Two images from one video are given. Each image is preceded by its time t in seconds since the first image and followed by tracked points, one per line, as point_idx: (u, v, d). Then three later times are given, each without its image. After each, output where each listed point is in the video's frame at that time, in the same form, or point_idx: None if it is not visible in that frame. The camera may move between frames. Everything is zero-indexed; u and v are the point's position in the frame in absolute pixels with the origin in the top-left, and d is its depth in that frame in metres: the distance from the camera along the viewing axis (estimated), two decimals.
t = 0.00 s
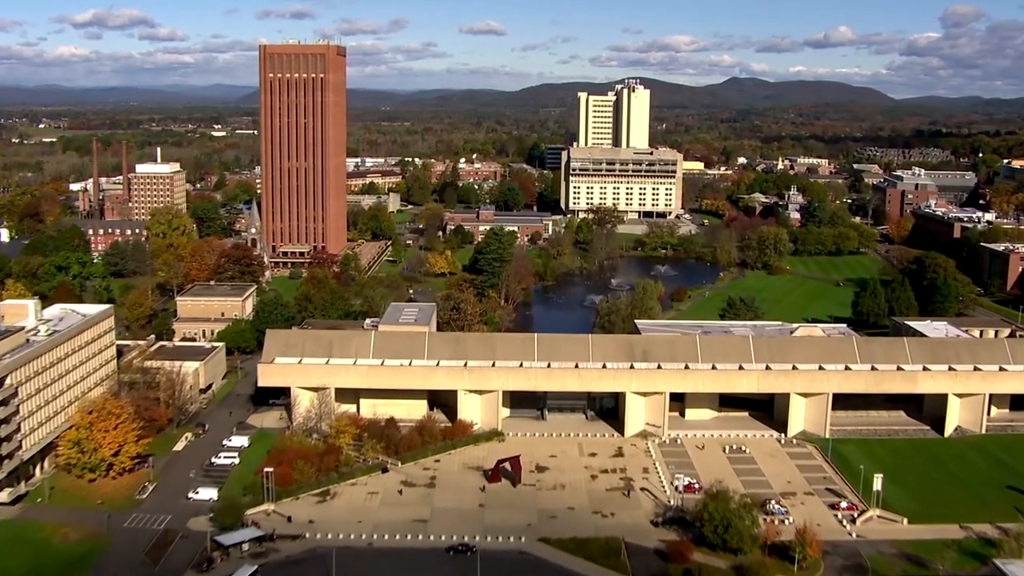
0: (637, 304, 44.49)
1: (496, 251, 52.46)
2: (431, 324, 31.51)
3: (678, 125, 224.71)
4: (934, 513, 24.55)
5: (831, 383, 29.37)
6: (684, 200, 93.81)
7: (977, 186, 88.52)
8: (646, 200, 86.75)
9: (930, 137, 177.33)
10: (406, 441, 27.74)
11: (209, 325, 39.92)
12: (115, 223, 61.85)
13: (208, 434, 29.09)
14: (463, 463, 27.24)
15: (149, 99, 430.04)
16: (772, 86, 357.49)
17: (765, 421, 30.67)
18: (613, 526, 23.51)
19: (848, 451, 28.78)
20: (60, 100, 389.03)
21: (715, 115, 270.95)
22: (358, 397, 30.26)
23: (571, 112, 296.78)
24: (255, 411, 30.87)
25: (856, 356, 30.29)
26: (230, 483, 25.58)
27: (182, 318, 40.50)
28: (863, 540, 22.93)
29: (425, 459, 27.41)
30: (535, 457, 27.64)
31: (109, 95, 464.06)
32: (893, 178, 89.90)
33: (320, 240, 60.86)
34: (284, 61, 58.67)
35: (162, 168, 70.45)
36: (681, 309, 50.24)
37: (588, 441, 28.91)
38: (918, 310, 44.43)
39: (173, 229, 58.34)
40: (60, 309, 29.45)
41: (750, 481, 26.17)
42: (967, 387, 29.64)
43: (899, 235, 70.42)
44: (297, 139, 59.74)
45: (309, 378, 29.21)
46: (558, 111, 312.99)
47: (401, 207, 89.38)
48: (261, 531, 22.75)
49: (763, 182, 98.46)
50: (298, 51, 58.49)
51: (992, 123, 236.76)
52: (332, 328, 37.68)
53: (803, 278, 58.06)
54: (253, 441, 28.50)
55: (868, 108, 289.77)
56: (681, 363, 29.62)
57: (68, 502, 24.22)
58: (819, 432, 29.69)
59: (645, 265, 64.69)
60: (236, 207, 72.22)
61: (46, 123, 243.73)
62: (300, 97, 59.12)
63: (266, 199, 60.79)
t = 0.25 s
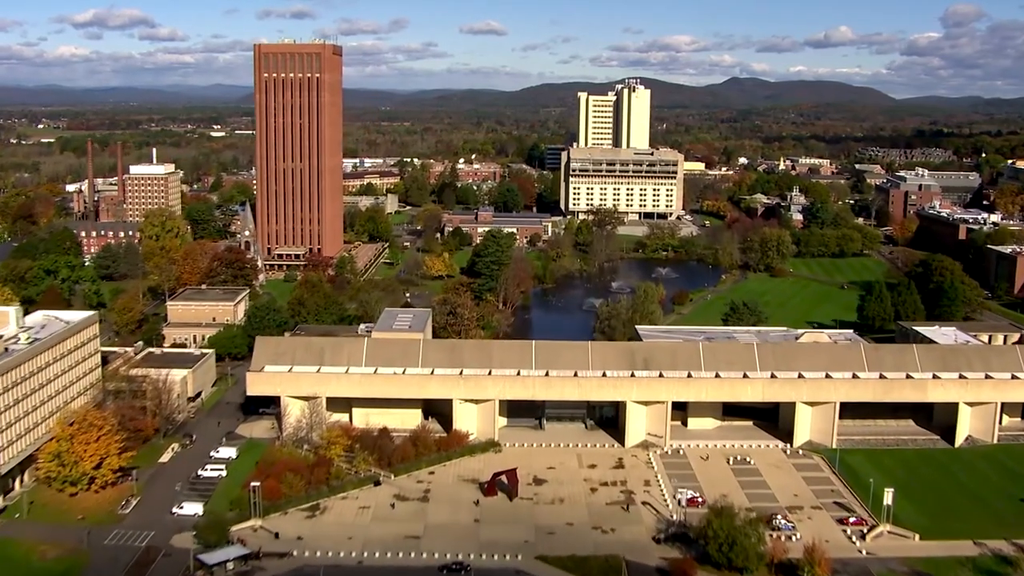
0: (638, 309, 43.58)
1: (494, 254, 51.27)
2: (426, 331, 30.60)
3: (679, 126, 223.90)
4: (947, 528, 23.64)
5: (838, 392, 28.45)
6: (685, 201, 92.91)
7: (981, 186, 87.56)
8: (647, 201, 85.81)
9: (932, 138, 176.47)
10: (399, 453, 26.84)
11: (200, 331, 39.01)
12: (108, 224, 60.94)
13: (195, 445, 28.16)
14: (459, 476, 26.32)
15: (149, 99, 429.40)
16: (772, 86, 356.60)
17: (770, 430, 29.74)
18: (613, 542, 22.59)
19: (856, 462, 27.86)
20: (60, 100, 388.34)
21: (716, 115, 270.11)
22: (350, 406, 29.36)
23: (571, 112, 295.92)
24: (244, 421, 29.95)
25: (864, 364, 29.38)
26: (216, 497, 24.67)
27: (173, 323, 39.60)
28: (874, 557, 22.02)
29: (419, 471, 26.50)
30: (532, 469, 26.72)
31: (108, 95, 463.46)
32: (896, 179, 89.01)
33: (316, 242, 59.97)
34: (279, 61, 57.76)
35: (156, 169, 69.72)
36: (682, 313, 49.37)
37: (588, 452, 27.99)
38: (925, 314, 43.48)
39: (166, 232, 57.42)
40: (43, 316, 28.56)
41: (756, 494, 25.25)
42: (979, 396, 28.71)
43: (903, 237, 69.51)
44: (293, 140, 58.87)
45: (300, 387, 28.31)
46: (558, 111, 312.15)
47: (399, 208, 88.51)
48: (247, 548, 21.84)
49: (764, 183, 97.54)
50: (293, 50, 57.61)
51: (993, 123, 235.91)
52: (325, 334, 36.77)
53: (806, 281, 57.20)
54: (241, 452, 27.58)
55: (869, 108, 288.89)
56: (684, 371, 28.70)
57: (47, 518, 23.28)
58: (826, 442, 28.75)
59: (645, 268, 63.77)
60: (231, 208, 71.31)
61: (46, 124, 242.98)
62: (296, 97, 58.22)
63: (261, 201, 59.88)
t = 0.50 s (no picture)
0: (639, 314, 42.55)
1: (492, 257, 49.70)
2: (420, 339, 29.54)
3: (679, 125, 222.90)
4: (963, 548, 22.58)
5: (847, 403, 27.39)
6: (687, 202, 91.87)
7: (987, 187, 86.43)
8: (647, 202, 84.75)
9: (934, 138, 175.42)
10: (391, 467, 25.79)
11: (189, 337, 37.97)
12: (100, 226, 59.93)
13: (179, 458, 27.12)
14: (452, 491, 25.27)
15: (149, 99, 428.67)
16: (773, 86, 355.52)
17: (775, 441, 28.67)
18: (613, 563, 21.55)
19: (866, 476, 26.80)
20: (59, 100, 387.69)
21: (717, 115, 269.11)
22: (341, 417, 28.32)
23: (572, 112, 294.95)
24: (231, 432, 28.91)
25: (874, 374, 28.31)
26: (199, 514, 23.65)
27: (161, 329, 38.57)
28: None
29: (411, 486, 25.47)
30: (530, 484, 25.69)
31: (108, 95, 462.77)
32: (900, 179, 87.96)
33: (311, 245, 58.95)
34: (274, 60, 56.71)
35: (150, 170, 68.64)
36: (684, 317, 48.31)
37: (587, 466, 26.94)
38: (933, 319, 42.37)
39: (158, 234, 56.38)
40: (22, 323, 27.61)
41: (762, 511, 24.22)
42: (993, 407, 27.61)
43: (908, 239, 68.42)
44: (287, 140, 57.82)
45: (289, 398, 27.28)
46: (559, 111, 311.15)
47: (397, 209, 87.49)
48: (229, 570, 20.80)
49: (767, 183, 96.47)
50: (288, 49, 56.55)
51: (995, 122, 234.81)
52: (317, 342, 35.73)
53: (811, 284, 56.17)
54: (227, 466, 26.54)
55: (870, 108, 287.75)
56: (687, 382, 27.63)
57: (21, 537, 22.23)
58: (834, 455, 27.68)
59: (646, 270, 62.72)
60: (226, 209, 70.32)
61: (44, 124, 242.32)
62: (290, 97, 57.19)
63: (255, 202, 58.84)
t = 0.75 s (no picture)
0: (640, 319, 41.59)
1: (490, 260, 48.14)
2: (414, 347, 28.63)
3: (680, 126, 222.01)
4: (977, 567, 21.66)
5: (854, 414, 26.46)
6: (688, 203, 90.95)
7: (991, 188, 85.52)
8: (647, 203, 83.89)
9: (936, 138, 174.52)
10: (383, 481, 24.91)
11: (179, 343, 37.07)
12: (93, 228, 59.06)
13: (164, 471, 26.22)
14: (446, 506, 24.37)
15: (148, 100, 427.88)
16: (774, 86, 354.65)
17: (781, 453, 27.75)
18: None
19: (875, 488, 25.87)
20: (59, 100, 387.07)
21: (718, 115, 268.17)
22: (332, 428, 27.42)
23: (572, 112, 294.16)
24: (219, 444, 28.02)
25: (882, 383, 27.36)
26: (182, 531, 22.80)
27: (150, 335, 37.67)
28: None
29: (403, 501, 24.56)
30: (526, 498, 24.79)
31: (108, 96, 462.13)
32: (903, 180, 87.01)
33: (307, 247, 58.07)
34: (268, 59, 55.86)
35: (144, 171, 67.69)
36: (685, 320, 47.39)
37: (586, 478, 26.04)
38: (940, 323, 41.35)
39: (151, 236, 55.49)
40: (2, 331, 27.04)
41: (767, 528, 23.32)
42: (1005, 417, 26.66)
43: (912, 240, 67.49)
44: (282, 141, 56.96)
45: (277, 409, 26.39)
46: (559, 112, 310.26)
47: (395, 210, 86.58)
48: None
49: (769, 184, 95.58)
50: (283, 49, 55.70)
51: (996, 122, 233.98)
52: (309, 349, 34.78)
53: (814, 287, 55.31)
54: (214, 479, 25.66)
55: (871, 108, 286.91)
56: (689, 391, 26.72)
57: None
58: (841, 467, 26.68)
59: (647, 273, 61.79)
60: (221, 211, 69.45)
61: (44, 124, 241.86)
62: (285, 97, 56.34)
63: (250, 204, 57.97)
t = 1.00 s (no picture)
0: (640, 326, 40.43)
1: (487, 264, 46.71)
2: (406, 357, 27.57)
3: (681, 126, 220.98)
4: None
5: (863, 427, 25.41)
6: (689, 204, 89.94)
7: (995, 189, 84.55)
8: (648, 204, 82.96)
9: (938, 138, 173.55)
10: (372, 498, 23.88)
11: (167, 350, 36.04)
12: (83, 231, 58.01)
13: (145, 487, 25.19)
14: (439, 525, 23.34)
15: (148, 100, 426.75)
16: (775, 86, 353.66)
17: (787, 467, 26.70)
18: None
19: (886, 505, 24.82)
20: (60, 100, 386.11)
21: (718, 116, 267.17)
22: (321, 441, 26.40)
23: (572, 112, 293.14)
24: (204, 457, 26.99)
25: (892, 395, 26.32)
26: (162, 552, 21.77)
27: (137, 342, 36.63)
28: None
29: (393, 519, 23.53)
30: (522, 516, 23.76)
31: (108, 95, 461.16)
32: (906, 181, 86.04)
33: (301, 250, 57.06)
34: (261, 59, 54.82)
35: (137, 172, 66.62)
36: (687, 325, 46.41)
37: (585, 495, 25.01)
38: (948, 330, 40.28)
39: (143, 239, 54.45)
40: None
41: (774, 548, 22.29)
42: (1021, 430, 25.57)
43: (917, 243, 66.46)
44: (276, 141, 55.96)
45: (264, 422, 25.37)
46: (559, 112, 309.21)
47: (393, 211, 85.57)
48: None
49: (771, 185, 94.58)
50: (277, 48, 54.68)
51: (998, 122, 233.04)
52: (299, 357, 33.70)
53: (819, 291, 54.40)
54: (197, 495, 24.64)
55: (873, 108, 285.89)
56: (692, 404, 25.69)
57: None
58: (850, 483, 25.68)
59: (647, 276, 60.80)
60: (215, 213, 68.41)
61: (42, 124, 241.15)
62: (279, 98, 55.33)
63: (243, 206, 56.95)
